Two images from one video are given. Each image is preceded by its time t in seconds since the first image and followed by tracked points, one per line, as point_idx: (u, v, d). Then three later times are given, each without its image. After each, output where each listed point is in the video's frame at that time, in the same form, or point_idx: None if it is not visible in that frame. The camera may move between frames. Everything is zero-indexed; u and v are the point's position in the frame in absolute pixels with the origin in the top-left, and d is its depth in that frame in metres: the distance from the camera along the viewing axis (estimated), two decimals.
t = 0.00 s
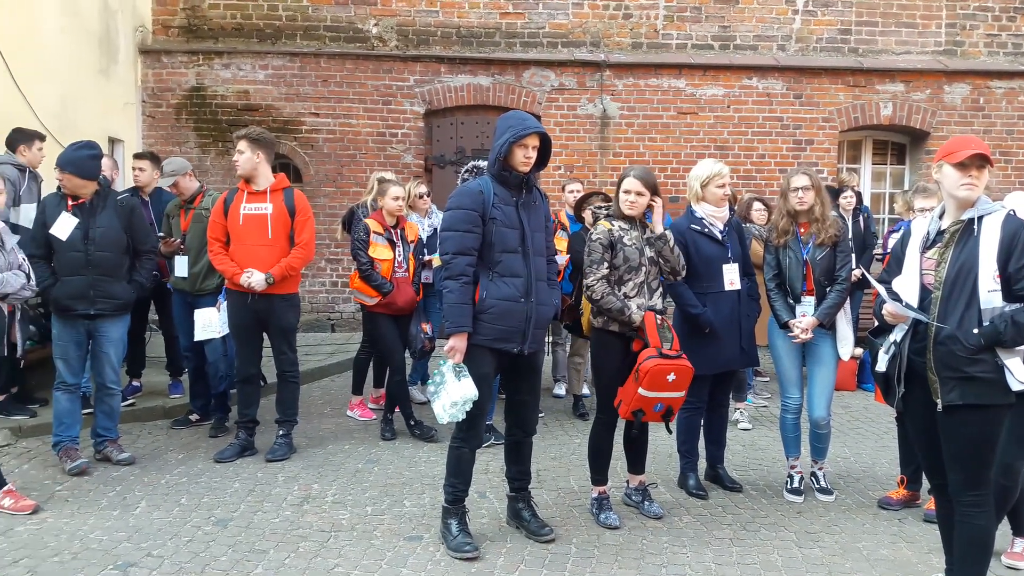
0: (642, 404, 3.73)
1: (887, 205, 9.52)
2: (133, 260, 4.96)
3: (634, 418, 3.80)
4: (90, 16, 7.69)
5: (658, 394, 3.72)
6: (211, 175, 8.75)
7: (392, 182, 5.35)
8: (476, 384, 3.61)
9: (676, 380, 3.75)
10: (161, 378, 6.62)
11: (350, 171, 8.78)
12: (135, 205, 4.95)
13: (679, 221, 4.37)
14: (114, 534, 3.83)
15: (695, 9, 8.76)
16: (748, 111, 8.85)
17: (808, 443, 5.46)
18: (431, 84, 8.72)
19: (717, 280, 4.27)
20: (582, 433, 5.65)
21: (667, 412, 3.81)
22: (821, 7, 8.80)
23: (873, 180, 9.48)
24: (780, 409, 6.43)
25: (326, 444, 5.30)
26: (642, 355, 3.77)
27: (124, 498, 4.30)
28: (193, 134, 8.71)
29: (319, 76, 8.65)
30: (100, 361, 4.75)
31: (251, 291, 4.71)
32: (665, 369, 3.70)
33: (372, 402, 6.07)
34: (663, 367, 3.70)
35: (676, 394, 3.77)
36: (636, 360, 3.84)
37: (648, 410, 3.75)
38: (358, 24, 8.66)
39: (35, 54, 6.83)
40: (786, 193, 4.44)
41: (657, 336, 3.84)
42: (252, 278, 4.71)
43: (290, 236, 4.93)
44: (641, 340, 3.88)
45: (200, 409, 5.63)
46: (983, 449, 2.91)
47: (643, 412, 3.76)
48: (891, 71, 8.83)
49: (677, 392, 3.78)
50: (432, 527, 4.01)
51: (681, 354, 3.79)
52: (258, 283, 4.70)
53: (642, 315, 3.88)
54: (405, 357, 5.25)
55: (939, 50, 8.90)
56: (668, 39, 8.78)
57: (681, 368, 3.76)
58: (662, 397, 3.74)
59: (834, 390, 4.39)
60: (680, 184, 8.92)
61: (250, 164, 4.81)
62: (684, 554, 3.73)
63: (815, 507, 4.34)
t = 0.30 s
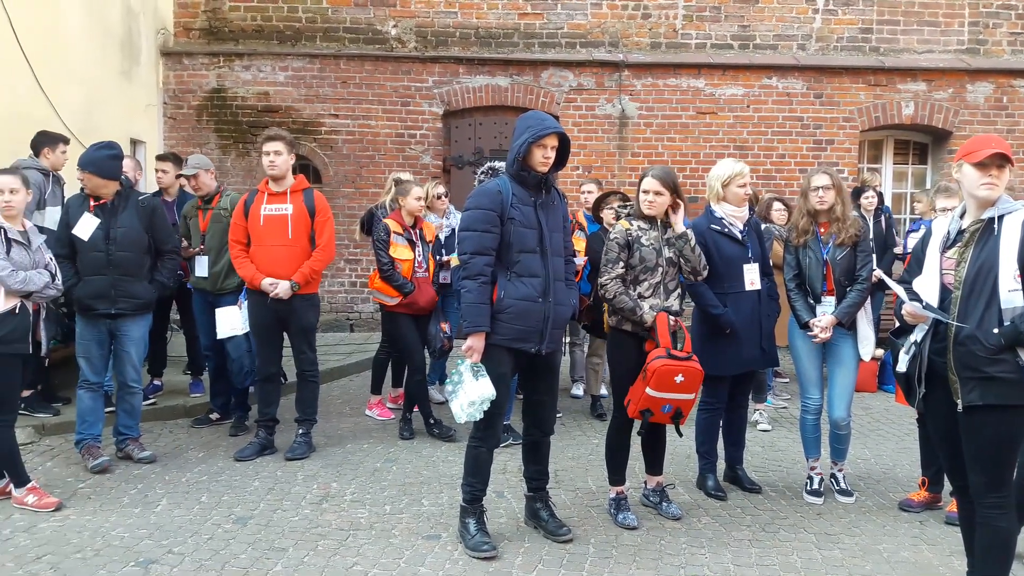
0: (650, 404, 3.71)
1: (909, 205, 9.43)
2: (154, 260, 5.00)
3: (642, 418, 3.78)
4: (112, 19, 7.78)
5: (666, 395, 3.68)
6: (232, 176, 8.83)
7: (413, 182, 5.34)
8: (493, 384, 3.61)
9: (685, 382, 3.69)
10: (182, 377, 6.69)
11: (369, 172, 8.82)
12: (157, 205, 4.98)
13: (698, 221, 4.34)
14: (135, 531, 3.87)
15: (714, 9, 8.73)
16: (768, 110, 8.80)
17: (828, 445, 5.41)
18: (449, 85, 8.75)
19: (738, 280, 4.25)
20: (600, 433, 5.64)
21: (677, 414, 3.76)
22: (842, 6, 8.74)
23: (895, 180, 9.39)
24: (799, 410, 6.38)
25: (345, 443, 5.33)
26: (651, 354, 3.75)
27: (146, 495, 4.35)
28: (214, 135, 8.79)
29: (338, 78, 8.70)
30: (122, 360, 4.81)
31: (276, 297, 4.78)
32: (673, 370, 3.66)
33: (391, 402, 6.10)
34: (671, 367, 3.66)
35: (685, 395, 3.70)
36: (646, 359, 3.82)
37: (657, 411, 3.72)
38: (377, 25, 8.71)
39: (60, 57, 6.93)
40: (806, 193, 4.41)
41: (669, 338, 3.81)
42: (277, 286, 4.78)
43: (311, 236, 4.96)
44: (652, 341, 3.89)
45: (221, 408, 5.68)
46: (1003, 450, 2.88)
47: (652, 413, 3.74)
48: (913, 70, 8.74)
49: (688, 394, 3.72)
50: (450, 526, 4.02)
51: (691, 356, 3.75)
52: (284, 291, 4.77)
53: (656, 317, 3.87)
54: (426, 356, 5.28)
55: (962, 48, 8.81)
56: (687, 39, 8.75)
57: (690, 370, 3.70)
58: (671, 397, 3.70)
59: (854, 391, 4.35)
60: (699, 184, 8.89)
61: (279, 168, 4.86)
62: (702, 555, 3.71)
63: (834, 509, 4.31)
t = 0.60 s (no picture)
0: (657, 405, 3.71)
1: (925, 205, 9.36)
2: (169, 260, 5.05)
3: (651, 418, 3.79)
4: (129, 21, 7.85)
5: (672, 396, 3.68)
6: (247, 177, 8.88)
7: (427, 183, 5.37)
8: (507, 384, 3.60)
9: (691, 383, 3.68)
10: (197, 377, 6.73)
11: (383, 173, 8.85)
12: (171, 205, 5.03)
13: (713, 221, 4.33)
14: (151, 529, 3.90)
15: (728, 9, 8.70)
16: (783, 110, 8.76)
17: (843, 446, 5.38)
18: (463, 85, 8.77)
19: (753, 281, 4.23)
20: (613, 434, 5.63)
21: (686, 414, 3.75)
22: (858, 6, 8.69)
23: (911, 181, 9.32)
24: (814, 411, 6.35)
25: (359, 442, 5.35)
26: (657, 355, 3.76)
27: (161, 494, 4.38)
28: (229, 137, 8.85)
29: (352, 79, 8.73)
30: (137, 359, 4.84)
31: (292, 299, 4.81)
32: (677, 371, 3.67)
33: (405, 402, 6.11)
34: (675, 368, 3.67)
35: (692, 396, 3.69)
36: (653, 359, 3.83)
37: (664, 411, 3.73)
38: (391, 26, 8.74)
39: (78, 58, 6.99)
40: (821, 193, 4.39)
41: (676, 338, 3.80)
42: (294, 288, 4.82)
43: (326, 237, 4.98)
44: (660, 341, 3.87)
45: (236, 407, 5.71)
46: (1018, 451, 2.84)
47: (659, 413, 3.74)
48: (929, 69, 8.67)
49: (696, 395, 3.70)
50: (464, 526, 4.03)
51: (697, 357, 3.74)
52: (300, 292, 4.81)
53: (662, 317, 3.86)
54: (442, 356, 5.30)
55: (979, 48, 8.74)
56: (701, 39, 8.73)
57: (695, 371, 3.69)
58: (677, 398, 3.69)
59: (868, 392, 4.32)
60: (713, 185, 8.86)
61: (300, 172, 4.90)
62: (717, 556, 3.69)
63: (850, 511, 4.28)
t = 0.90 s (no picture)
0: (659, 404, 3.69)
1: (939, 206, 9.31)
2: (184, 260, 5.09)
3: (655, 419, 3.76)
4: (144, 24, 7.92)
5: (673, 394, 3.65)
6: (261, 178, 8.94)
7: (440, 184, 5.39)
8: (519, 383, 3.62)
9: (691, 381, 3.64)
10: (212, 376, 6.79)
11: (396, 174, 8.88)
12: (186, 206, 5.07)
13: (727, 222, 4.33)
14: (167, 528, 3.94)
15: (741, 9, 8.68)
16: (796, 110, 8.74)
17: (857, 448, 5.37)
18: (475, 87, 8.79)
19: (766, 282, 4.23)
20: (625, 435, 5.63)
21: (689, 415, 3.69)
22: (871, 5, 8.65)
23: (925, 181, 9.28)
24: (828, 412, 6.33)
25: (373, 442, 5.38)
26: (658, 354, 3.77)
27: (178, 493, 4.42)
28: (243, 138, 8.91)
29: (365, 81, 8.78)
30: (153, 359, 4.90)
31: (309, 299, 4.85)
32: (676, 369, 3.66)
33: (417, 402, 6.14)
34: (674, 366, 3.66)
35: (693, 396, 3.64)
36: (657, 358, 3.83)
37: (665, 411, 3.69)
38: (404, 28, 8.77)
39: (95, 61, 7.06)
40: (835, 194, 4.38)
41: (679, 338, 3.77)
42: (310, 288, 4.86)
43: (340, 238, 5.04)
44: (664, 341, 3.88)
45: (251, 407, 5.75)
46: None
47: (661, 413, 3.71)
48: (943, 69, 8.63)
49: (697, 395, 3.65)
50: (477, 526, 4.05)
51: (700, 357, 3.71)
52: (316, 292, 4.84)
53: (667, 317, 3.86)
54: (458, 358, 5.36)
55: (993, 47, 8.69)
56: (713, 40, 8.72)
57: (695, 370, 3.65)
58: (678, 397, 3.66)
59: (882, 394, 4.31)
60: (726, 185, 8.85)
61: (315, 175, 4.94)
62: (730, 558, 3.70)
63: (863, 512, 4.27)
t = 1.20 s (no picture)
0: (673, 403, 3.68)
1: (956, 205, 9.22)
2: (198, 259, 5.09)
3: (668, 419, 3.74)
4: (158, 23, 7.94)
5: (687, 394, 3.63)
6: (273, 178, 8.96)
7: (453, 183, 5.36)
8: (534, 383, 3.60)
9: (705, 381, 3.62)
10: (225, 376, 6.80)
11: (408, 174, 8.88)
12: (200, 205, 5.07)
13: (744, 220, 4.29)
14: (181, 526, 3.95)
15: (756, 7, 8.62)
16: (811, 109, 8.67)
17: (874, 450, 5.32)
18: (488, 85, 8.77)
19: (784, 282, 4.19)
20: (639, 436, 5.60)
21: (703, 415, 3.66)
22: (888, 3, 8.58)
23: (942, 180, 9.19)
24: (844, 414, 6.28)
25: (385, 442, 5.37)
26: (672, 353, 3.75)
27: (191, 492, 4.43)
28: (256, 138, 8.94)
29: (378, 80, 8.78)
30: (166, 358, 4.90)
31: (323, 299, 4.84)
32: (690, 368, 3.64)
33: (430, 402, 6.13)
34: (687, 365, 3.64)
35: (707, 395, 3.62)
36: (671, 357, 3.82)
37: (679, 411, 3.67)
38: (416, 27, 8.77)
39: (109, 60, 7.09)
40: (854, 192, 4.34)
41: (693, 336, 3.76)
42: (324, 288, 4.85)
43: (353, 238, 5.03)
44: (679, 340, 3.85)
45: (264, 406, 5.76)
46: None
47: (675, 413, 3.69)
48: (961, 66, 8.54)
49: (712, 394, 3.63)
50: (490, 526, 4.03)
51: (714, 356, 3.69)
52: (331, 292, 4.84)
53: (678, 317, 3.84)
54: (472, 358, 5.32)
55: (1012, 45, 8.60)
56: (728, 37, 8.66)
57: (709, 370, 3.64)
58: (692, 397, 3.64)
59: (901, 395, 4.27)
60: (740, 184, 8.79)
61: (328, 174, 4.93)
62: (746, 560, 3.66)
63: (881, 515, 4.23)
